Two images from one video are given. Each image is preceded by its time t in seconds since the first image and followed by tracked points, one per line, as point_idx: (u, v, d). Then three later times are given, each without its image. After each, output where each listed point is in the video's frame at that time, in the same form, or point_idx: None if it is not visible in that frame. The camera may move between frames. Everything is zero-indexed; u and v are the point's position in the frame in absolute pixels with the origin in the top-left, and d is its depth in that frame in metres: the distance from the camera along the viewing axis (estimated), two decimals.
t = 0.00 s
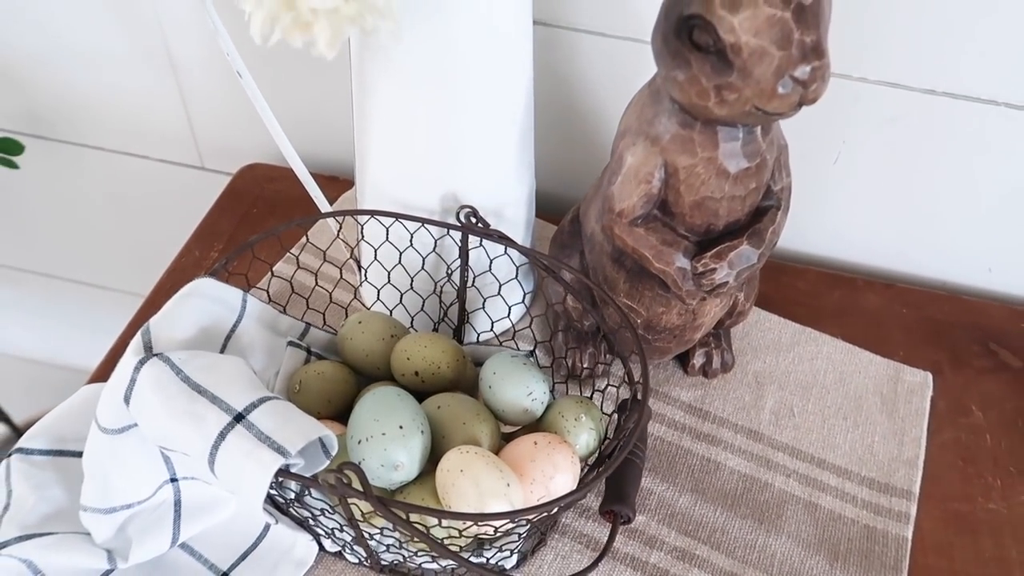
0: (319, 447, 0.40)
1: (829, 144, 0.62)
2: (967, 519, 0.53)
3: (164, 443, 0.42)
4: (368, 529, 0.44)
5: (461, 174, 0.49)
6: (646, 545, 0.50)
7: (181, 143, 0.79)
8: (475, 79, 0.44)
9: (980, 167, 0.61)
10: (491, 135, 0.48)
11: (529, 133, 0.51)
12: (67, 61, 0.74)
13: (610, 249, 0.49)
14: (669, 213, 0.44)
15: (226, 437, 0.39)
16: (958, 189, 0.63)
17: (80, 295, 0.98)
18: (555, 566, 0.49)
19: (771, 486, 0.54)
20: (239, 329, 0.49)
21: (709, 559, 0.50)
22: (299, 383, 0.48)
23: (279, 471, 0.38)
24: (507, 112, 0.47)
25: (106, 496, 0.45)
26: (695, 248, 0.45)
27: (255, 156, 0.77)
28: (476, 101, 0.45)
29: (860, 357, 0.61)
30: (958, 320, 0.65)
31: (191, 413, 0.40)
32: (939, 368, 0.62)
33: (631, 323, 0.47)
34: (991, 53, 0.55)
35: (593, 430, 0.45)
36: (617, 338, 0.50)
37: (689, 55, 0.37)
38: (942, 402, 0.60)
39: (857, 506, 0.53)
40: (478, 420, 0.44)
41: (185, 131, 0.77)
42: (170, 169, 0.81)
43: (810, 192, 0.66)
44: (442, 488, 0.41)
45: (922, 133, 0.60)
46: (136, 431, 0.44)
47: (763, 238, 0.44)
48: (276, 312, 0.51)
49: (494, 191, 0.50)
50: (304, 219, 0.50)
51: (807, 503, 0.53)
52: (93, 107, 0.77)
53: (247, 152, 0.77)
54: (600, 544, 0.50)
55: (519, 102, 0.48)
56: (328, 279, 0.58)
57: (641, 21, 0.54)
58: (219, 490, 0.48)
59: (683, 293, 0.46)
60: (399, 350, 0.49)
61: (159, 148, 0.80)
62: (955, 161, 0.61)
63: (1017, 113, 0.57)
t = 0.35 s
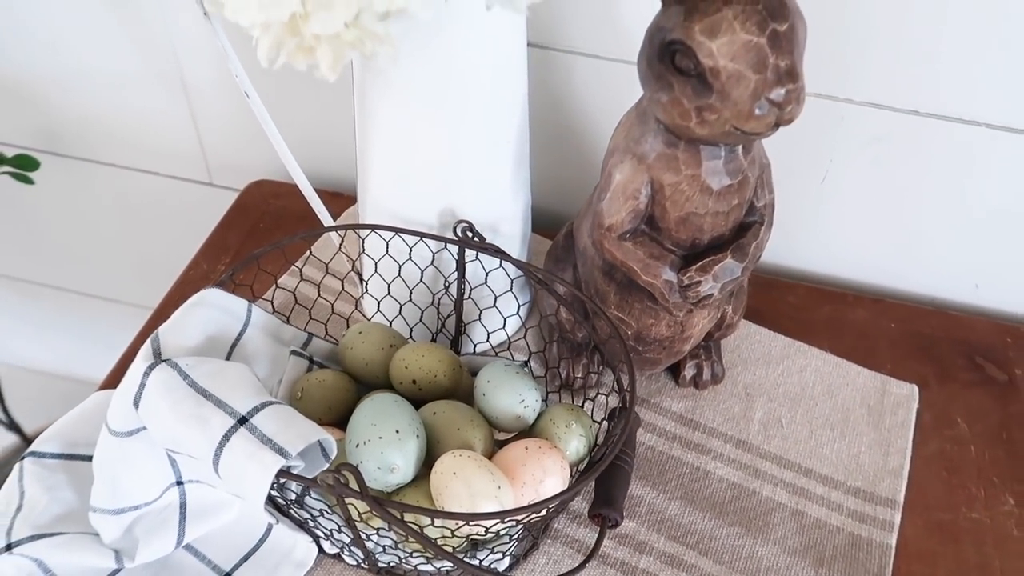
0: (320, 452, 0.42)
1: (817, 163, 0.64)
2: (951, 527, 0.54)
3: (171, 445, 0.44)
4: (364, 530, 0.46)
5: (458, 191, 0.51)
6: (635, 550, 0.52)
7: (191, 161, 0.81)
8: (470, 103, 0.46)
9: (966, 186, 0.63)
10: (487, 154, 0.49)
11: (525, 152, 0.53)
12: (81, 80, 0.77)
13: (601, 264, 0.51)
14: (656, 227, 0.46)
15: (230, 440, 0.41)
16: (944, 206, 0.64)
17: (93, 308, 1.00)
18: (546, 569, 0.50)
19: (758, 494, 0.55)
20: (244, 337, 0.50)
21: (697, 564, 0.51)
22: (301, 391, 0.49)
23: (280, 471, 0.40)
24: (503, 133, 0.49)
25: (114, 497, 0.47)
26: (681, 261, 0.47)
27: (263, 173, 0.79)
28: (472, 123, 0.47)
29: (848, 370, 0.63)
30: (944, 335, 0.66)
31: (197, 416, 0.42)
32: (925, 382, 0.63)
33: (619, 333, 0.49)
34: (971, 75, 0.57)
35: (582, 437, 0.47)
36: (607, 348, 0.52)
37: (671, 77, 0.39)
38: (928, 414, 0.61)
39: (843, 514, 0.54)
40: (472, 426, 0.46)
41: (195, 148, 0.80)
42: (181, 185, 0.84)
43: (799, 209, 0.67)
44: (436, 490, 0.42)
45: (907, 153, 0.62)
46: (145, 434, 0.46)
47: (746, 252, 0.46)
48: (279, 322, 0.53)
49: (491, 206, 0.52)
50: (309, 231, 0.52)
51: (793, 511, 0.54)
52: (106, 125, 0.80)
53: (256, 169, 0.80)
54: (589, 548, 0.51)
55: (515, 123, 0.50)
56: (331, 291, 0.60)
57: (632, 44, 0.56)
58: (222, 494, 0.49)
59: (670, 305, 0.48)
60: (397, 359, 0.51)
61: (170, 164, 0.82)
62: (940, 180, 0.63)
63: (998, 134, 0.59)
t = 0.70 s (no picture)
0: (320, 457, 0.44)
1: (809, 182, 0.66)
2: (938, 537, 0.56)
3: (177, 448, 0.45)
4: (363, 534, 0.47)
5: (457, 206, 0.52)
6: (629, 558, 0.53)
7: (200, 176, 0.83)
8: (471, 124, 0.48)
9: (955, 205, 0.64)
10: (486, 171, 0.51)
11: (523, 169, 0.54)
12: (96, 97, 0.79)
13: (595, 278, 0.53)
14: (648, 242, 0.48)
15: (234, 443, 0.43)
16: (933, 224, 0.66)
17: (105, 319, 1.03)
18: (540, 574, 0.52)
19: (749, 504, 0.56)
20: (250, 346, 0.52)
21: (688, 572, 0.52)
22: (304, 399, 0.51)
23: (282, 473, 0.42)
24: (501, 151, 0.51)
25: (121, 500, 0.48)
26: (672, 275, 0.49)
27: (271, 188, 0.82)
28: (472, 143, 0.49)
29: (839, 383, 0.64)
30: (935, 349, 0.68)
31: (204, 419, 0.44)
32: (915, 395, 0.65)
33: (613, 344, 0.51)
34: (957, 97, 0.59)
35: (576, 445, 0.48)
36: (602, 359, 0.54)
37: (661, 98, 0.41)
38: (918, 427, 0.62)
39: (833, 524, 0.56)
40: (469, 433, 0.47)
41: (204, 164, 0.82)
42: (191, 199, 0.86)
43: (792, 225, 0.69)
44: (433, 493, 0.44)
45: (896, 172, 0.63)
46: (154, 438, 0.48)
47: (735, 266, 0.48)
48: (284, 331, 0.54)
49: (490, 222, 0.54)
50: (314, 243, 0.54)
51: (783, 520, 0.56)
52: (118, 141, 0.82)
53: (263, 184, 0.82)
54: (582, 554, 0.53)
55: (513, 142, 0.51)
56: (334, 302, 0.62)
57: (628, 65, 0.58)
58: (227, 498, 0.51)
59: (661, 317, 0.50)
60: (398, 369, 0.52)
61: (180, 179, 0.85)
62: (929, 198, 0.64)
63: (985, 154, 0.61)
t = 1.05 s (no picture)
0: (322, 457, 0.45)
1: (802, 195, 0.67)
2: (926, 542, 0.57)
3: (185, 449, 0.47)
4: (363, 534, 0.49)
5: (457, 217, 0.54)
6: (622, 560, 0.54)
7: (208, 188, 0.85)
8: (471, 139, 0.50)
9: (944, 218, 0.66)
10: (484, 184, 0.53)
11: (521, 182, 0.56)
12: (108, 110, 0.81)
13: (590, 287, 0.54)
14: (641, 252, 0.49)
15: (239, 443, 0.45)
16: (924, 236, 0.67)
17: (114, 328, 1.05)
18: None
19: (741, 509, 0.58)
20: (255, 351, 0.54)
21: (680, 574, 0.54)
22: (307, 403, 0.52)
23: (285, 472, 0.43)
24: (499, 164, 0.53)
25: (130, 500, 0.50)
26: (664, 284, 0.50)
27: (277, 200, 0.84)
28: (472, 157, 0.50)
29: (831, 392, 0.66)
30: (926, 359, 0.69)
31: (211, 420, 0.45)
32: (906, 405, 0.66)
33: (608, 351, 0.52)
34: (943, 112, 0.60)
35: (570, 448, 0.50)
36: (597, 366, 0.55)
37: (650, 113, 0.43)
38: (908, 436, 0.64)
39: (823, 529, 0.57)
40: (466, 436, 0.49)
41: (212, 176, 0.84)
42: (199, 211, 0.88)
43: (785, 238, 0.71)
44: (430, 493, 0.45)
45: (886, 185, 0.65)
46: (162, 439, 0.50)
47: (725, 276, 0.50)
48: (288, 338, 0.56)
49: (489, 232, 0.56)
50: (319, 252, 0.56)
51: (774, 525, 0.57)
52: (129, 154, 0.84)
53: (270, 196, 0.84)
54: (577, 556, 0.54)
55: (512, 155, 0.53)
56: (337, 311, 0.64)
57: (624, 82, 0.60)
58: (231, 499, 0.52)
59: (653, 325, 0.51)
60: (399, 374, 0.54)
61: (189, 191, 0.87)
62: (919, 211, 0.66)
63: (972, 168, 0.62)
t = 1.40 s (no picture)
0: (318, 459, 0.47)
1: (792, 208, 0.69)
2: (912, 547, 0.58)
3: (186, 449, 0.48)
4: (359, 534, 0.50)
5: (452, 228, 0.56)
6: (611, 562, 0.55)
7: (214, 200, 0.87)
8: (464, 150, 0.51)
9: (931, 230, 0.67)
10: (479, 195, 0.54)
11: (516, 193, 0.58)
12: (117, 123, 0.83)
13: (581, 296, 0.56)
14: (630, 261, 0.51)
15: (238, 444, 0.46)
16: (911, 248, 0.69)
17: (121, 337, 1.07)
18: None
19: (730, 513, 0.59)
20: (256, 355, 0.55)
21: None
22: (306, 407, 0.54)
23: (282, 471, 0.45)
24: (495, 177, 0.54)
25: (132, 499, 0.51)
26: (654, 292, 0.52)
27: (281, 211, 0.86)
28: (466, 168, 0.52)
29: (820, 400, 0.67)
30: (915, 369, 0.70)
31: (212, 421, 0.47)
32: (894, 413, 0.67)
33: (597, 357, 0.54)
34: (928, 126, 0.62)
35: (560, 452, 0.51)
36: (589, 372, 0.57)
37: (637, 127, 0.45)
38: (895, 443, 0.65)
39: (810, 534, 0.58)
40: (459, 438, 0.50)
41: (218, 188, 0.86)
42: (206, 222, 0.90)
43: (776, 249, 0.72)
44: (423, 494, 0.47)
45: (874, 198, 0.66)
46: (165, 439, 0.51)
47: (711, 284, 0.51)
48: (288, 344, 0.58)
49: (485, 242, 0.57)
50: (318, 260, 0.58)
51: (762, 529, 0.58)
52: (137, 165, 0.86)
53: (274, 207, 0.86)
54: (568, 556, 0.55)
55: (506, 167, 0.55)
56: (337, 318, 0.66)
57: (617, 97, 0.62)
58: (232, 501, 0.54)
59: (642, 332, 0.53)
60: (396, 380, 0.55)
61: (195, 203, 0.89)
62: (906, 223, 0.67)
63: (958, 181, 0.64)
